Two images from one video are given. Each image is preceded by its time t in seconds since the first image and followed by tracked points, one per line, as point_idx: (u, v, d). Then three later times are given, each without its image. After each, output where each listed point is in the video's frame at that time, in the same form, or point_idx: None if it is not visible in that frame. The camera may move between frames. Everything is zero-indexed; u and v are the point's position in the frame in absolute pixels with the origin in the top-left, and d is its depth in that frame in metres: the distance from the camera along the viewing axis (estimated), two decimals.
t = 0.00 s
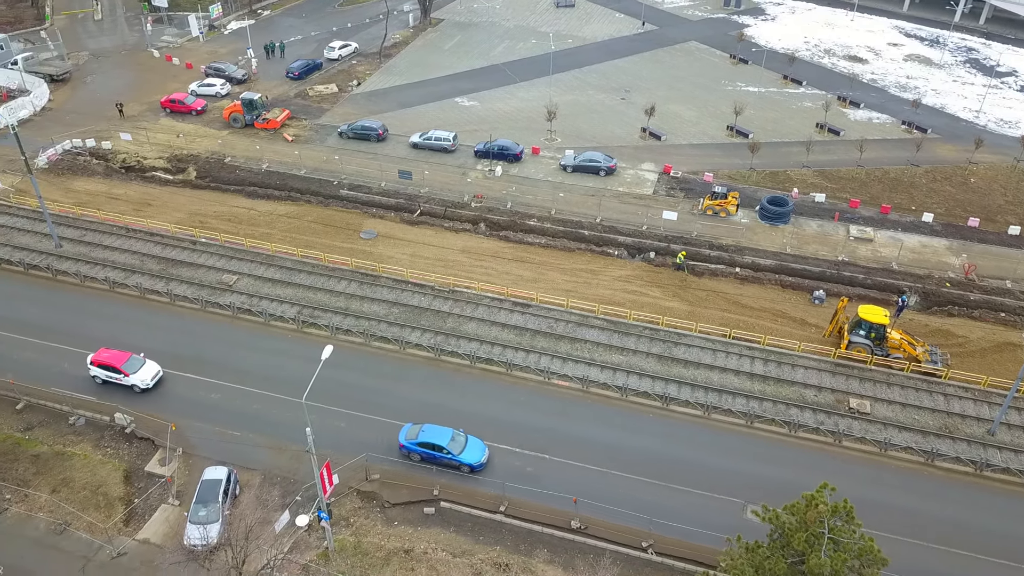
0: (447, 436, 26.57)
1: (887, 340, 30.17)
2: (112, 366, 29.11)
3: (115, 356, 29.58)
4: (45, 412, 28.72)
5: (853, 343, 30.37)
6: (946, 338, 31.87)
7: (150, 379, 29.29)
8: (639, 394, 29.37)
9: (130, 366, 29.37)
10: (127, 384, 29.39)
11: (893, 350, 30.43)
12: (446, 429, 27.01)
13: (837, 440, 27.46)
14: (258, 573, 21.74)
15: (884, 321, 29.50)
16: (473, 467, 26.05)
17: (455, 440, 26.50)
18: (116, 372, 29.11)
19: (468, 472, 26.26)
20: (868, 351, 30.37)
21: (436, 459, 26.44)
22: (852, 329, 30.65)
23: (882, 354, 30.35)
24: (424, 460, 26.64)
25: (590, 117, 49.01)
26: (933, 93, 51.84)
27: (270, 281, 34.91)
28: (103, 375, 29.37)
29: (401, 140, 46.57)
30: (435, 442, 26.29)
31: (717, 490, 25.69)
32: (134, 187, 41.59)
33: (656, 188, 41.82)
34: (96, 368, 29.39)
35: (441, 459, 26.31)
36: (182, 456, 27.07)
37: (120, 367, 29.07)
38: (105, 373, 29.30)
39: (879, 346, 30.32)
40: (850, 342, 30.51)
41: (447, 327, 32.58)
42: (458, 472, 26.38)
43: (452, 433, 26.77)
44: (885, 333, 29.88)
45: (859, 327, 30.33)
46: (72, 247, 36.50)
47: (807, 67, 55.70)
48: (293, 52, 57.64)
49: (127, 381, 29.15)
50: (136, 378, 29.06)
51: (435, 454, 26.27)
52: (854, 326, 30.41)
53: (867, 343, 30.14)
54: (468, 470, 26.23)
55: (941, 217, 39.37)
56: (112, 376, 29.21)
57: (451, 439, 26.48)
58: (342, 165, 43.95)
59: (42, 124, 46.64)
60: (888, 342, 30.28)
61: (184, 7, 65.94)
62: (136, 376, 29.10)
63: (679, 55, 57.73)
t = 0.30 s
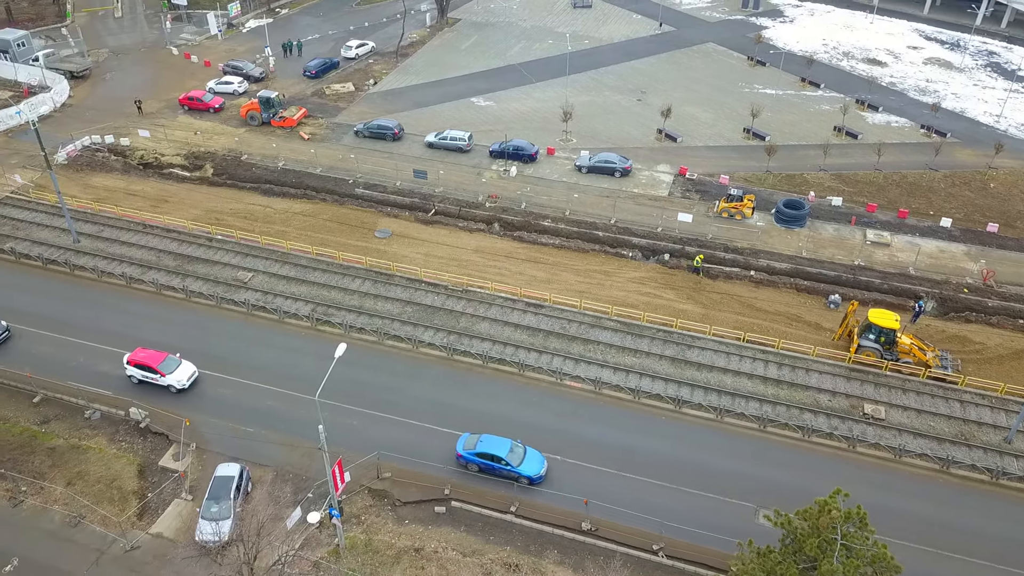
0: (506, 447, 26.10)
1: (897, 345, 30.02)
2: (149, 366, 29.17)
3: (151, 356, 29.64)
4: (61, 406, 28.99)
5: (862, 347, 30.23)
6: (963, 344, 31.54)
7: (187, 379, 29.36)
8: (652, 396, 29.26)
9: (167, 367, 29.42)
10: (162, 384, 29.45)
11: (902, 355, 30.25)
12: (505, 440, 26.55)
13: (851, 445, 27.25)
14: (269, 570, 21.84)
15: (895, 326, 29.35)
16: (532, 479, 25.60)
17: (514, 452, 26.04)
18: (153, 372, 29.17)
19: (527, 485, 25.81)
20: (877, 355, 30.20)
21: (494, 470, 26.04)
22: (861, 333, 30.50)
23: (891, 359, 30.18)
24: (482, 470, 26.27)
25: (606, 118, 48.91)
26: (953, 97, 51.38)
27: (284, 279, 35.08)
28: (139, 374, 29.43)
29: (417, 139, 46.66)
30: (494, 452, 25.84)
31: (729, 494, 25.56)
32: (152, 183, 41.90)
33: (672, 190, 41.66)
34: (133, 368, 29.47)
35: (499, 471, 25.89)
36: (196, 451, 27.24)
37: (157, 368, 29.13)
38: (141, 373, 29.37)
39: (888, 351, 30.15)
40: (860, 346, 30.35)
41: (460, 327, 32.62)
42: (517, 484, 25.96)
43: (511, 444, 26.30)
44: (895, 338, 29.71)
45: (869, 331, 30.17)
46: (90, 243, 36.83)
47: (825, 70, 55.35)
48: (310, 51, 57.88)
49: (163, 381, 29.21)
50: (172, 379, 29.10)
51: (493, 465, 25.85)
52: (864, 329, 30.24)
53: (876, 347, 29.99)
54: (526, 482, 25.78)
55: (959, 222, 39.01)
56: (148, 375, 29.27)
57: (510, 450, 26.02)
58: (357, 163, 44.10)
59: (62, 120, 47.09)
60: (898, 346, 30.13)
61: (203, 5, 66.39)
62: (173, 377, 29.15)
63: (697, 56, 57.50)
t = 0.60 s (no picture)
0: (566, 460, 25.59)
1: (906, 349, 30.04)
2: (187, 368, 29.07)
3: (189, 357, 29.55)
4: (76, 400, 29.24)
5: (871, 351, 30.21)
6: (979, 351, 31.25)
7: (224, 381, 29.25)
8: (664, 399, 29.17)
9: (204, 369, 29.30)
10: (200, 386, 29.34)
11: (911, 359, 30.16)
12: (564, 453, 26.04)
13: (864, 451, 27.05)
14: (280, 567, 21.93)
15: (903, 330, 29.29)
16: (592, 494, 25.03)
17: (573, 466, 25.52)
18: (191, 374, 29.07)
19: (587, 500, 25.25)
20: (886, 359, 30.19)
21: (553, 485, 25.52)
22: (870, 337, 30.46)
23: (899, 363, 30.17)
24: (541, 484, 25.72)
25: (621, 119, 48.81)
26: (972, 101, 50.92)
27: (298, 276, 35.23)
28: (177, 376, 29.35)
29: (431, 139, 46.75)
30: (553, 466, 25.33)
31: (740, 498, 25.44)
32: (168, 180, 42.20)
33: (686, 192, 41.53)
34: (170, 369, 29.39)
35: (559, 485, 25.37)
36: (208, 447, 27.40)
37: (195, 370, 29.03)
38: (179, 375, 29.27)
39: (897, 355, 30.13)
40: (868, 350, 30.33)
41: (472, 326, 32.65)
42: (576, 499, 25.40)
43: (570, 458, 25.79)
44: (903, 342, 29.65)
45: (878, 335, 30.14)
46: (106, 238, 37.15)
47: (843, 73, 54.99)
48: (326, 50, 58.12)
49: (201, 383, 29.10)
50: (210, 381, 28.98)
51: (552, 479, 25.33)
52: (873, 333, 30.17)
53: (885, 351, 29.97)
54: (586, 497, 25.24)
55: (977, 227, 38.65)
56: (186, 377, 29.19)
57: (569, 464, 25.51)
58: (372, 162, 44.23)
59: (80, 117, 47.51)
60: (907, 350, 30.07)
61: (221, 4, 66.81)
62: (210, 379, 29.02)
63: (713, 58, 57.29)
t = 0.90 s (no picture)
0: (627, 477, 24.98)
1: (914, 353, 29.75)
2: (227, 371, 28.99)
3: (229, 361, 29.48)
4: (91, 394, 29.49)
5: (878, 355, 30.03)
6: (996, 357, 30.94)
7: (263, 386, 29.17)
8: (676, 402, 29.07)
9: (244, 372, 29.22)
10: (239, 390, 29.28)
11: (919, 363, 29.95)
12: (625, 469, 25.43)
13: (878, 456, 26.84)
14: (290, 564, 22.01)
15: (912, 335, 29.08)
16: (655, 512, 24.39)
17: (636, 483, 24.87)
18: (230, 378, 28.99)
19: (649, 517, 24.70)
20: (894, 363, 30.02)
21: (616, 502, 24.92)
22: (878, 341, 30.25)
23: (907, 367, 29.91)
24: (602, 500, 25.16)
25: (636, 120, 48.71)
26: (992, 106, 50.46)
27: (311, 275, 35.38)
28: (216, 380, 29.29)
29: (446, 139, 46.81)
30: (615, 483, 24.72)
31: (752, 503, 25.31)
32: (184, 177, 42.48)
33: (700, 195, 41.38)
34: (210, 373, 29.33)
35: (622, 502, 24.76)
36: (221, 443, 27.56)
37: (235, 373, 28.95)
38: (218, 378, 29.21)
39: (905, 359, 29.91)
40: (876, 354, 30.14)
41: (484, 326, 32.68)
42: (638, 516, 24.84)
43: (632, 475, 25.16)
44: (912, 346, 29.45)
45: (886, 339, 29.92)
46: (122, 234, 37.44)
47: (860, 76, 54.64)
48: (342, 49, 58.32)
49: (241, 387, 29.04)
50: (250, 385, 28.91)
51: (615, 496, 24.72)
52: (882, 337, 29.96)
53: (893, 355, 29.77)
54: (649, 514, 24.64)
55: (995, 233, 38.29)
56: (225, 381, 29.12)
57: (631, 481, 24.88)
58: (387, 162, 44.35)
59: (99, 114, 47.91)
60: (916, 354, 29.85)
61: (238, 2, 67.20)
62: (250, 382, 28.97)
63: (730, 60, 57.06)
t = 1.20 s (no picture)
0: (694, 497, 24.32)
1: (923, 358, 29.58)
2: (270, 377, 28.80)
3: (271, 366, 29.28)
4: (106, 389, 29.73)
5: (887, 359, 29.90)
6: (1012, 365, 30.63)
7: (306, 392, 28.98)
8: (688, 405, 28.95)
9: (286, 378, 29.04)
10: (281, 396, 29.11)
11: (929, 368, 29.67)
12: (690, 489, 24.77)
13: (892, 463, 26.62)
14: (301, 561, 22.09)
15: (921, 339, 28.97)
16: (722, 534, 23.68)
17: (702, 503, 24.20)
18: (273, 383, 28.81)
19: (717, 539, 23.94)
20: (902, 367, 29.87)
21: (682, 523, 24.26)
22: (886, 345, 30.13)
23: (916, 372, 29.74)
24: (667, 520, 24.49)
25: (651, 122, 48.60)
26: (1012, 110, 49.95)
27: (325, 273, 35.53)
28: (258, 384, 29.09)
29: (460, 139, 46.87)
30: (681, 503, 24.08)
31: (764, 508, 25.18)
32: (200, 175, 42.77)
33: (715, 198, 41.21)
34: (252, 378, 29.13)
35: (688, 523, 24.10)
36: (233, 440, 27.71)
37: (278, 379, 28.77)
38: (261, 383, 29.02)
39: (914, 363, 29.76)
40: (885, 358, 30.02)
41: (496, 327, 32.69)
42: (705, 539, 24.10)
43: (698, 495, 24.49)
44: (920, 351, 29.32)
45: (895, 343, 29.79)
46: (139, 231, 37.73)
47: (878, 79, 54.28)
48: (358, 48, 58.53)
49: (283, 393, 28.86)
50: (293, 391, 28.74)
51: (681, 516, 24.07)
52: (890, 342, 29.83)
53: (902, 359, 29.64)
54: (716, 536, 23.91)
55: (1013, 239, 37.91)
56: (268, 386, 28.94)
57: (697, 502, 24.21)
58: (401, 162, 44.45)
59: (117, 111, 48.33)
60: (924, 359, 29.68)
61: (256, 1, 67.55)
62: (293, 389, 28.79)
63: (747, 63, 56.81)
